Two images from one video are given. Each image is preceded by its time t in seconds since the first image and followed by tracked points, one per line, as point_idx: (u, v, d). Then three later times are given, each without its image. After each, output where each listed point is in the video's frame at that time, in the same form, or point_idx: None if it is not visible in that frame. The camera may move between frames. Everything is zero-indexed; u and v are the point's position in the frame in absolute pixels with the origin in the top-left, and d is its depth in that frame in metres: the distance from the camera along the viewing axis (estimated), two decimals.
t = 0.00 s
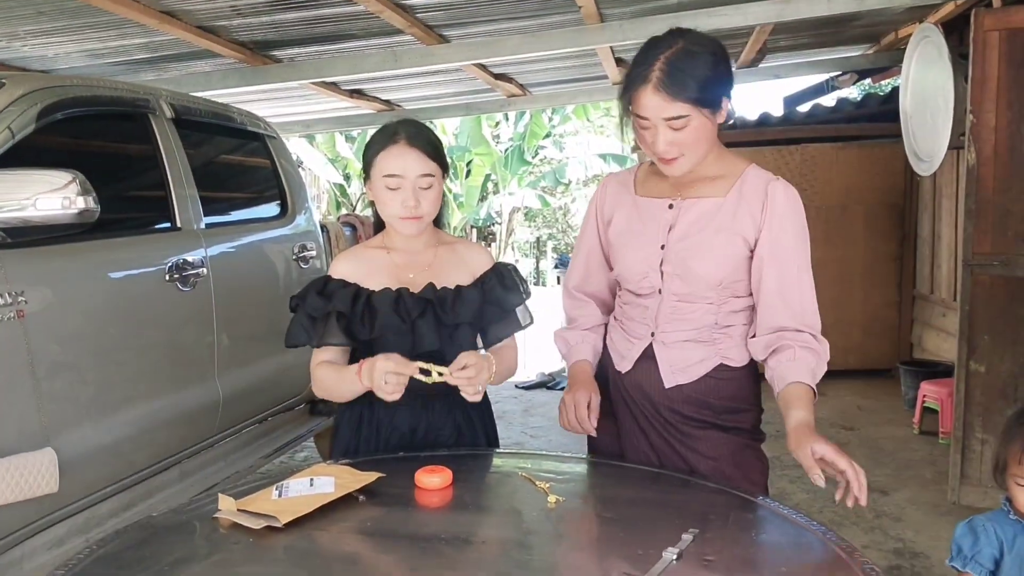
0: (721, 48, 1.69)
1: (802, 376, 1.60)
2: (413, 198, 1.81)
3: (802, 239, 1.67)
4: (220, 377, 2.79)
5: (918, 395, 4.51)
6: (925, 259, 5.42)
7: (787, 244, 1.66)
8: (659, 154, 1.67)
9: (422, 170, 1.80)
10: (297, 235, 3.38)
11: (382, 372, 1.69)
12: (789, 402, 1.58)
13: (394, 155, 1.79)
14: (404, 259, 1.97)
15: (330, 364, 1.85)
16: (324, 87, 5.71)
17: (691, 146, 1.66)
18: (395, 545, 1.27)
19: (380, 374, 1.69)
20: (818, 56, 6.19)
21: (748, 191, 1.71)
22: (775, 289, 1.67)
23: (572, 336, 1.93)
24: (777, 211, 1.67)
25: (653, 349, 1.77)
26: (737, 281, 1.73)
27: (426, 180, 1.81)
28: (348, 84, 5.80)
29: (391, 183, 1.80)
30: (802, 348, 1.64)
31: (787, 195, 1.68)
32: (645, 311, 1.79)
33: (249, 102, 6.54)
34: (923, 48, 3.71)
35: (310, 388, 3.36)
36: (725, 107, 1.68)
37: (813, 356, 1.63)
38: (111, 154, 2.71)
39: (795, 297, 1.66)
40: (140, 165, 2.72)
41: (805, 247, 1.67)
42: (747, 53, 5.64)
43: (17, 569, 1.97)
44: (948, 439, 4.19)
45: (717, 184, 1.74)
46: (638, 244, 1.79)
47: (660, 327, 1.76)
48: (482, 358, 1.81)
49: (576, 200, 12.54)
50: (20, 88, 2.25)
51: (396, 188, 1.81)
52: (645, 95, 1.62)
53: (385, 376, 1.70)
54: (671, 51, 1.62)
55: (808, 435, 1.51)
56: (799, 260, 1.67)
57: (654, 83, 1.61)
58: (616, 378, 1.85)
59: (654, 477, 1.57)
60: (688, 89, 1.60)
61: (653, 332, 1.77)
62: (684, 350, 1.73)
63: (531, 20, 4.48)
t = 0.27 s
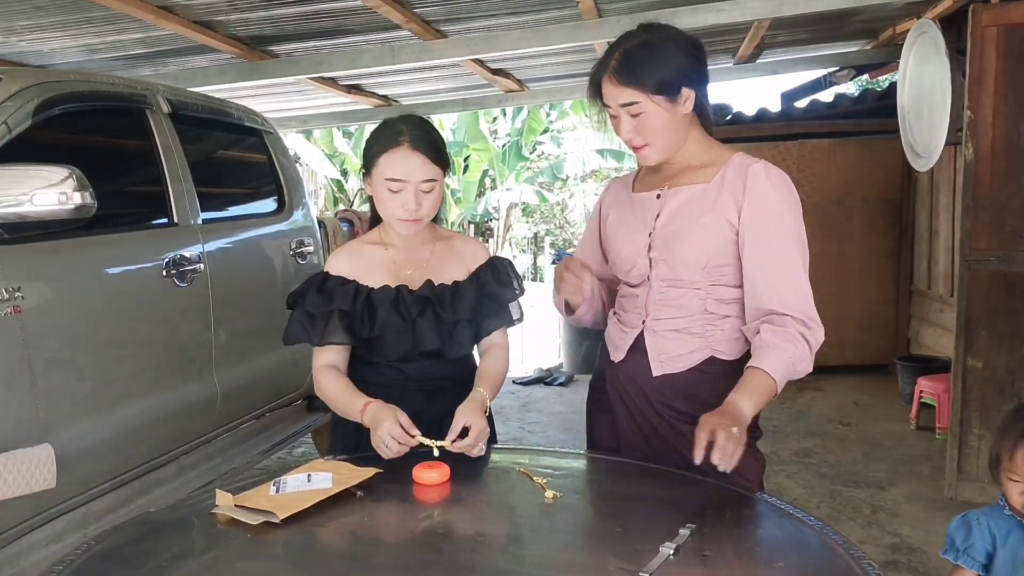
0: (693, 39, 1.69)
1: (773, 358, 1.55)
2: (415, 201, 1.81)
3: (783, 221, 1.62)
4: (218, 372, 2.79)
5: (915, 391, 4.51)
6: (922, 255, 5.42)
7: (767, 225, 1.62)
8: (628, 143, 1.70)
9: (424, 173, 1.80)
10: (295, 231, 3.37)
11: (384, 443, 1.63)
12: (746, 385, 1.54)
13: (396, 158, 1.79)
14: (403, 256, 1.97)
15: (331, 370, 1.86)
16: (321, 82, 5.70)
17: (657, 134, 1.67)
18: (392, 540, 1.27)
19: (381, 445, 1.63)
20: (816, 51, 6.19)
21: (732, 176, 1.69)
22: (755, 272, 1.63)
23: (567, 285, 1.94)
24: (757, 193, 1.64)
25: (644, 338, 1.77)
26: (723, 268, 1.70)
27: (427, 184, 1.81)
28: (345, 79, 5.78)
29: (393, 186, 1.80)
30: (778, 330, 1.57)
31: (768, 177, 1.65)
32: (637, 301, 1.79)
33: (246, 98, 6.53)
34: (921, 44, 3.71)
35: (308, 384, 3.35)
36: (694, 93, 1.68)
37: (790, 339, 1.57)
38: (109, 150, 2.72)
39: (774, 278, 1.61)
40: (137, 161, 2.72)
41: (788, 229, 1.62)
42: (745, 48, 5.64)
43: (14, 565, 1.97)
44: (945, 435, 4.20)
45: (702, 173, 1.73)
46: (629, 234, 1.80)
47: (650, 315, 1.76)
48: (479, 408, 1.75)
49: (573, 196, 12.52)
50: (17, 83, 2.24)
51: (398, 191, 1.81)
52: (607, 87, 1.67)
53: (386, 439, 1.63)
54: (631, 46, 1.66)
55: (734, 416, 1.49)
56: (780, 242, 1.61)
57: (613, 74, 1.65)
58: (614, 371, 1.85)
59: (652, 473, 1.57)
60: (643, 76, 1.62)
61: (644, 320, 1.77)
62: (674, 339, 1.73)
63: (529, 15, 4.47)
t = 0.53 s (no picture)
0: (678, 39, 1.70)
1: (736, 362, 1.60)
2: (415, 202, 1.81)
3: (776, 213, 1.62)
4: (217, 371, 2.79)
5: (914, 390, 4.52)
6: (921, 254, 5.42)
7: (761, 217, 1.62)
8: (625, 145, 1.70)
9: (425, 173, 1.80)
10: (294, 229, 3.37)
11: (386, 456, 1.56)
12: (703, 387, 1.62)
13: (397, 159, 1.79)
14: (403, 256, 1.97)
15: (333, 375, 1.86)
16: (320, 81, 5.69)
17: (650, 131, 1.66)
18: (392, 539, 1.27)
19: (383, 458, 1.57)
20: (815, 50, 6.19)
21: (729, 167, 1.69)
22: (747, 264, 1.63)
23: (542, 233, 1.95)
24: (751, 184, 1.64)
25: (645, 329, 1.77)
26: (720, 260, 1.69)
27: (428, 185, 1.81)
28: (344, 78, 5.78)
29: (393, 187, 1.80)
30: (749, 330, 1.61)
31: (763, 167, 1.64)
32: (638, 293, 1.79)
33: (245, 97, 6.52)
34: (920, 43, 3.71)
35: (308, 382, 3.35)
36: (682, 89, 1.67)
37: (761, 339, 1.60)
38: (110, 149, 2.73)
39: (763, 273, 1.62)
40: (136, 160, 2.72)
41: (780, 222, 1.62)
42: (744, 47, 5.64)
43: (13, 563, 1.97)
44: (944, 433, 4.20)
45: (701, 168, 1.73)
46: (631, 226, 1.80)
47: (651, 307, 1.76)
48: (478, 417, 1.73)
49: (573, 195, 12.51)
50: (16, 82, 2.24)
51: (398, 192, 1.81)
52: (597, 91, 1.68)
53: (390, 453, 1.56)
54: (617, 49, 1.68)
55: (674, 417, 1.60)
56: (772, 235, 1.61)
57: (601, 78, 1.67)
58: (616, 366, 1.85)
59: (651, 471, 1.58)
60: (630, 77, 1.63)
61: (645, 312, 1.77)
62: (674, 332, 1.73)
63: (528, 14, 4.46)
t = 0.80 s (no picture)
0: (683, 39, 1.70)
1: (766, 365, 1.59)
2: (415, 201, 1.82)
3: (784, 213, 1.62)
4: (218, 370, 2.79)
5: (915, 389, 4.52)
6: (922, 253, 5.42)
7: (767, 216, 1.62)
8: (629, 142, 1.70)
9: (425, 173, 1.80)
10: (295, 228, 3.38)
11: (386, 458, 1.55)
12: (738, 394, 1.60)
13: (397, 160, 1.79)
14: (403, 255, 1.97)
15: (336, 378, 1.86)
16: (321, 79, 5.69)
17: (655, 129, 1.66)
18: (392, 537, 1.28)
19: (383, 461, 1.55)
20: (816, 49, 6.18)
21: (733, 167, 1.69)
22: (754, 263, 1.64)
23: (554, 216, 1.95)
24: (756, 183, 1.64)
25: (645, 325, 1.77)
26: (725, 257, 1.69)
27: (428, 184, 1.81)
28: (345, 76, 5.78)
29: (394, 187, 1.80)
30: (774, 330, 1.60)
31: (768, 167, 1.65)
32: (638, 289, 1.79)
33: (245, 95, 6.52)
34: (920, 41, 3.70)
35: (308, 381, 3.35)
36: (687, 87, 1.67)
37: (776, 340, 1.59)
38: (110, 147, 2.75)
39: (771, 272, 1.62)
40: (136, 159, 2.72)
41: (788, 222, 1.62)
42: (745, 46, 5.64)
43: (15, 561, 1.98)
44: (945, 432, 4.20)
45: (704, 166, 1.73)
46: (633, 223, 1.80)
47: (651, 303, 1.75)
48: (479, 416, 1.73)
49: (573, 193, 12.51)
50: (17, 80, 2.25)
51: (398, 192, 1.81)
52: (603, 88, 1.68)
53: (390, 453, 1.55)
54: (623, 47, 1.67)
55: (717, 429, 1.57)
56: (779, 234, 1.62)
57: (607, 76, 1.66)
58: (614, 363, 1.85)
59: (651, 469, 1.58)
60: (634, 74, 1.63)
61: (645, 307, 1.77)
62: (674, 327, 1.72)
63: (529, 13, 4.46)
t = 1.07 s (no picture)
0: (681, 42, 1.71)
1: (768, 363, 1.60)
2: (416, 201, 1.82)
3: (780, 215, 1.63)
4: (217, 370, 2.79)
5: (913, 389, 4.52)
6: (920, 252, 5.42)
7: (765, 218, 1.63)
8: (625, 141, 1.70)
9: (426, 173, 1.80)
10: (294, 228, 3.38)
11: (384, 461, 1.56)
12: (743, 392, 1.61)
13: (397, 160, 1.78)
14: (401, 256, 1.97)
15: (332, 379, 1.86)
16: (320, 79, 5.69)
17: (655, 131, 1.67)
18: (391, 537, 1.28)
19: (380, 463, 1.56)
20: (814, 49, 6.19)
21: (728, 168, 1.70)
22: (751, 264, 1.64)
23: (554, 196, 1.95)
24: (754, 185, 1.65)
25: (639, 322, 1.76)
26: (720, 257, 1.70)
27: (428, 184, 1.82)
28: (344, 76, 5.78)
29: (394, 187, 1.80)
30: (775, 329, 1.61)
31: (765, 169, 1.66)
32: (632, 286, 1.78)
33: (244, 95, 6.52)
34: (919, 41, 3.71)
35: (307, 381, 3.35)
36: (685, 90, 1.68)
37: (773, 341, 1.61)
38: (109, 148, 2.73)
39: (768, 272, 1.63)
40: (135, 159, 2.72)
41: (784, 224, 1.63)
42: (744, 46, 5.64)
43: (13, 562, 1.98)
44: (943, 432, 4.21)
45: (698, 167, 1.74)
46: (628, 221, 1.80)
47: (646, 300, 1.75)
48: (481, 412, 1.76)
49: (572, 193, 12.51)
50: (17, 79, 2.25)
51: (399, 193, 1.81)
52: (603, 87, 1.66)
53: (387, 456, 1.56)
54: (624, 46, 1.66)
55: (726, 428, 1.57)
56: (775, 236, 1.63)
57: (609, 76, 1.65)
58: (608, 362, 1.84)
59: (649, 469, 1.58)
60: (639, 73, 1.62)
61: (640, 305, 1.76)
62: (669, 324, 1.72)
63: (528, 13, 4.46)
